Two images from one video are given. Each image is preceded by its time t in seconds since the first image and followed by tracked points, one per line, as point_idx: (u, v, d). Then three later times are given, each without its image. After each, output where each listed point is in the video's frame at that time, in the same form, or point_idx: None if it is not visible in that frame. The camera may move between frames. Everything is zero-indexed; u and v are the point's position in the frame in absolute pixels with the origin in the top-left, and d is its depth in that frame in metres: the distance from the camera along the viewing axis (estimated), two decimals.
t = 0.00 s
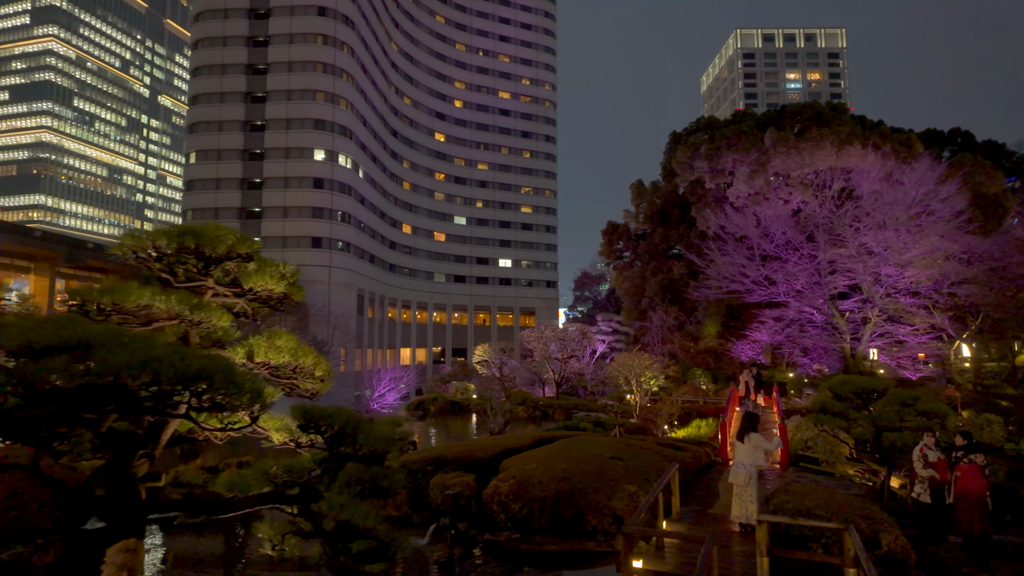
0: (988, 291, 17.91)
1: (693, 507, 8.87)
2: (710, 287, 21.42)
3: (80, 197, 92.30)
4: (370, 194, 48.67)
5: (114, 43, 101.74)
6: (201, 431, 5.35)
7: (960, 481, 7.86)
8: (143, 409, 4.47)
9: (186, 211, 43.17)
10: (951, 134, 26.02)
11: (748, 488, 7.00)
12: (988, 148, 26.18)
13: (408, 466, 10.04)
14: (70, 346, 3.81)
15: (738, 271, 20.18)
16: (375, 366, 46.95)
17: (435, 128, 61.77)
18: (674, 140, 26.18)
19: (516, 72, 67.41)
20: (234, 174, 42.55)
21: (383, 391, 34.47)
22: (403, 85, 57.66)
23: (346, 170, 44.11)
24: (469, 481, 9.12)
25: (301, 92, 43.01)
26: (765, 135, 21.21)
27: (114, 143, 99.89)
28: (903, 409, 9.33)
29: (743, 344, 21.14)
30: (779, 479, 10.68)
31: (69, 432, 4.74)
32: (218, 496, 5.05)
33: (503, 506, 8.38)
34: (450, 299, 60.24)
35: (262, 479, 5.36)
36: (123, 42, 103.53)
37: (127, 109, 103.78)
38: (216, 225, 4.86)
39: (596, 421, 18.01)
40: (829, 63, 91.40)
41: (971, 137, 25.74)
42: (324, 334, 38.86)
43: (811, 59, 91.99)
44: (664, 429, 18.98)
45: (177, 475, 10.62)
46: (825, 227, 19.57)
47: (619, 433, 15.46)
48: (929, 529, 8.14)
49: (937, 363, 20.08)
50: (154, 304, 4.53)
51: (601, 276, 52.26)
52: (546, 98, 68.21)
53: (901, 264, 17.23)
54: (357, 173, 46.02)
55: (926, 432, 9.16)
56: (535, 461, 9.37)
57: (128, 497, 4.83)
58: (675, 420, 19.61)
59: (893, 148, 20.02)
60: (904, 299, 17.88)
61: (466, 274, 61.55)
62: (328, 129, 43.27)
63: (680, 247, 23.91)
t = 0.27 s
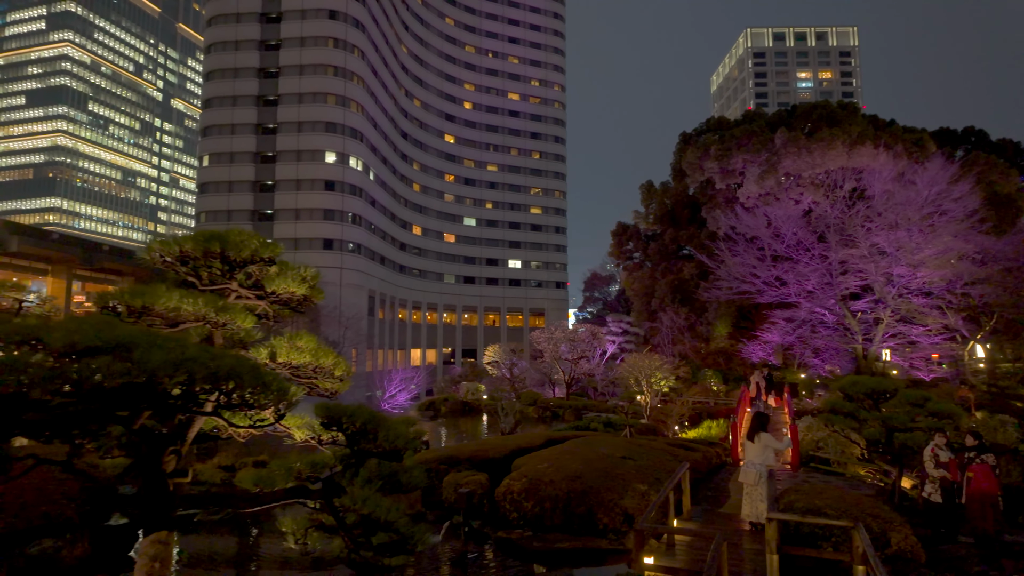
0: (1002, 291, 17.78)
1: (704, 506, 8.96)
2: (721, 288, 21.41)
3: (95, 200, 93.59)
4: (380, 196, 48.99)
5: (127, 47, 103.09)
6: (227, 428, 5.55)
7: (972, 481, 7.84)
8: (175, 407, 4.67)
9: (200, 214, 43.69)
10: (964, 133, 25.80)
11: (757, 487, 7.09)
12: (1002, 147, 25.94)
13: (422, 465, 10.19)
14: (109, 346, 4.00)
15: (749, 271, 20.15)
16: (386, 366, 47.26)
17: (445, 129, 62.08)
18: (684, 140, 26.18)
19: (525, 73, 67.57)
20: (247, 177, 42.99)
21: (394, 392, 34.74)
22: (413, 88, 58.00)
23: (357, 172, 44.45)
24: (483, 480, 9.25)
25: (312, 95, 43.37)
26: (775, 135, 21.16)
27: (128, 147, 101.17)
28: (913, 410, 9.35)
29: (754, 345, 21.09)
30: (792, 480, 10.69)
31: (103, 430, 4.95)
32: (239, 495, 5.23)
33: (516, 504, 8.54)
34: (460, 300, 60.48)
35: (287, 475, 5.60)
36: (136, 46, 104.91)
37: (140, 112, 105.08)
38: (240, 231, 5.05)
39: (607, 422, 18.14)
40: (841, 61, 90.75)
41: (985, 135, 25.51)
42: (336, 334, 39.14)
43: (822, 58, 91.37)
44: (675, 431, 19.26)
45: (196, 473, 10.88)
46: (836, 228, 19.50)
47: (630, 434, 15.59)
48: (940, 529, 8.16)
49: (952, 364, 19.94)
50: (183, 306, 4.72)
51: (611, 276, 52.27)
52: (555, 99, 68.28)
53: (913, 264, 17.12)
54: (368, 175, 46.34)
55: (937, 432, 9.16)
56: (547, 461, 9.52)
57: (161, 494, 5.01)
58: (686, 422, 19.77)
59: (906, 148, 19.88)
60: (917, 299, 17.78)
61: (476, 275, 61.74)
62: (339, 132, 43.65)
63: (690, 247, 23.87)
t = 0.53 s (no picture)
0: None
1: (733, 506, 8.94)
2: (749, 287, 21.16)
3: (130, 204, 96.42)
4: (405, 196, 49.49)
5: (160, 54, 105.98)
6: (268, 425, 5.78)
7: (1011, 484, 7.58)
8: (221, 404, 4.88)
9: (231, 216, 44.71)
10: (1003, 126, 24.95)
11: (787, 487, 7.06)
12: None
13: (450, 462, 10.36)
14: (163, 346, 4.20)
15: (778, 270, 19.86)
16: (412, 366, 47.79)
17: (469, 130, 62.43)
18: (709, 137, 25.92)
19: (549, 72, 67.49)
20: (276, 179, 43.84)
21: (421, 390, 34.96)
22: (437, 89, 58.47)
23: (383, 174, 45.03)
24: (510, 478, 9.39)
25: (339, 98, 44.05)
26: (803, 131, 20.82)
27: (161, 152, 104.03)
28: (948, 410, 9.15)
29: (783, 344, 20.76)
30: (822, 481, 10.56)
31: (153, 424, 5.19)
32: (279, 493, 5.43)
33: (544, 502, 8.72)
34: (484, 299, 60.77)
35: (327, 469, 5.95)
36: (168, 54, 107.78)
37: (172, 118, 107.91)
38: (279, 235, 5.23)
39: (633, 421, 18.14)
40: (872, 54, 88.41)
41: None
42: (363, 334, 39.70)
43: (853, 51, 89.13)
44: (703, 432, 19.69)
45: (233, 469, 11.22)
46: (868, 225, 19.07)
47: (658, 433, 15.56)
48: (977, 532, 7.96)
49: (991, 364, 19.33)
50: (227, 307, 4.91)
51: (636, 275, 51.91)
52: (579, 98, 68.07)
53: (948, 261, 16.65)
54: (393, 176, 46.88)
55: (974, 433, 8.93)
56: (574, 459, 9.64)
57: (207, 487, 5.25)
58: (715, 422, 20.01)
59: (940, 141, 19.33)
60: (953, 298, 17.31)
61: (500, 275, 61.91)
62: (365, 134, 44.27)
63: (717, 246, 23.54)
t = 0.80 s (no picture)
0: None
1: (769, 506, 8.88)
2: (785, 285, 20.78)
3: (171, 208, 99.70)
4: (436, 197, 49.98)
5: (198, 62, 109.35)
6: (315, 419, 5.99)
7: None
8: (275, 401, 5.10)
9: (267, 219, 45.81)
10: None
11: (827, 486, 6.99)
12: None
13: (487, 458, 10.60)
14: (225, 342, 4.37)
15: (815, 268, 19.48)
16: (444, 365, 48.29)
17: (499, 130, 62.71)
18: (743, 134, 25.47)
19: (578, 71, 67.30)
20: (311, 182, 44.79)
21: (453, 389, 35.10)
22: (466, 90, 58.93)
23: (414, 176, 45.63)
24: (545, 475, 9.53)
25: (371, 102, 44.82)
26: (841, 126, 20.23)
27: (200, 156, 107.32)
28: (994, 411, 8.86)
29: (821, 344, 20.30)
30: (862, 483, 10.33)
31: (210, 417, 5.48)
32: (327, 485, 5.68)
33: (580, 498, 8.89)
34: (514, 299, 60.96)
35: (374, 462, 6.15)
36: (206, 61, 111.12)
37: (211, 123, 111.20)
38: (326, 237, 5.46)
39: (667, 421, 18.06)
40: (913, 45, 85.50)
41: None
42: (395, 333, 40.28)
43: (892, 42, 86.36)
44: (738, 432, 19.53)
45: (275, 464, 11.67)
46: (909, 221, 18.49)
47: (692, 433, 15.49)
48: None
49: None
50: (278, 306, 5.17)
51: (668, 274, 51.28)
52: (609, 96, 67.69)
53: (996, 257, 16.01)
54: (424, 178, 47.46)
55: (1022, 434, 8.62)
56: (608, 458, 9.76)
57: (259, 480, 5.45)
58: (751, 422, 19.95)
59: (987, 134, 18.59)
60: (1001, 295, 16.65)
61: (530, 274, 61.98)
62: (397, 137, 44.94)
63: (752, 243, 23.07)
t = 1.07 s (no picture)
0: None
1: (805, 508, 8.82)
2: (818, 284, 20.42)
3: (206, 211, 102.44)
4: (463, 198, 50.34)
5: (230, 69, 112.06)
6: (358, 417, 6.15)
7: None
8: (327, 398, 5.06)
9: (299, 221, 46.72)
10: None
11: (865, 488, 6.93)
12: None
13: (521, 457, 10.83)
14: (281, 343, 4.40)
15: (850, 266, 19.06)
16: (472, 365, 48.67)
17: (525, 131, 62.81)
18: (775, 130, 25.01)
19: (605, 69, 66.96)
20: (341, 185, 45.54)
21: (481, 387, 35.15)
22: (493, 91, 59.18)
23: (442, 177, 46.06)
24: (577, 475, 9.64)
25: (400, 104, 45.36)
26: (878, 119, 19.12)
27: (232, 160, 110.05)
28: None
29: (856, 344, 19.84)
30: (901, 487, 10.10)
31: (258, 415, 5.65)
32: (370, 481, 5.80)
33: (611, 499, 9.06)
34: (541, 299, 61.01)
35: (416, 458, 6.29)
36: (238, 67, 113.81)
37: (243, 128, 113.90)
38: (367, 240, 5.62)
39: (699, 422, 17.98)
40: (952, 35, 82.65)
41: None
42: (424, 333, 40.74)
43: (930, 33, 83.64)
44: (772, 433, 19.33)
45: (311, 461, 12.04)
46: (949, 217, 17.90)
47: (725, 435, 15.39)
48: None
49: None
50: (323, 307, 5.40)
51: (698, 273, 50.58)
52: (636, 94, 67.18)
53: None
54: (452, 179, 47.86)
55: None
56: (640, 458, 9.90)
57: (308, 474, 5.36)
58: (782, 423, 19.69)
59: None
60: None
61: (557, 274, 61.91)
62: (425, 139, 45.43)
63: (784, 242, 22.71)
